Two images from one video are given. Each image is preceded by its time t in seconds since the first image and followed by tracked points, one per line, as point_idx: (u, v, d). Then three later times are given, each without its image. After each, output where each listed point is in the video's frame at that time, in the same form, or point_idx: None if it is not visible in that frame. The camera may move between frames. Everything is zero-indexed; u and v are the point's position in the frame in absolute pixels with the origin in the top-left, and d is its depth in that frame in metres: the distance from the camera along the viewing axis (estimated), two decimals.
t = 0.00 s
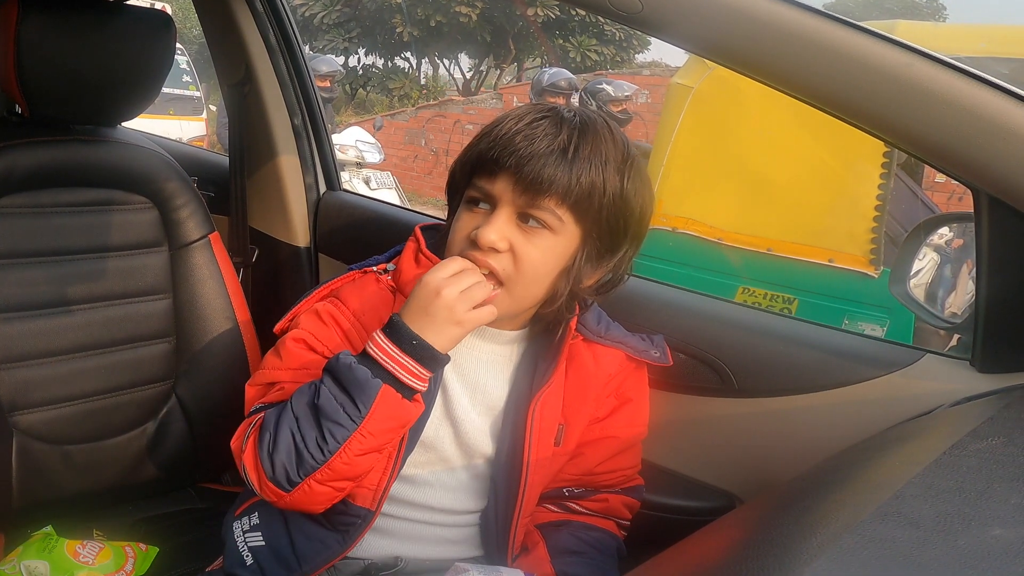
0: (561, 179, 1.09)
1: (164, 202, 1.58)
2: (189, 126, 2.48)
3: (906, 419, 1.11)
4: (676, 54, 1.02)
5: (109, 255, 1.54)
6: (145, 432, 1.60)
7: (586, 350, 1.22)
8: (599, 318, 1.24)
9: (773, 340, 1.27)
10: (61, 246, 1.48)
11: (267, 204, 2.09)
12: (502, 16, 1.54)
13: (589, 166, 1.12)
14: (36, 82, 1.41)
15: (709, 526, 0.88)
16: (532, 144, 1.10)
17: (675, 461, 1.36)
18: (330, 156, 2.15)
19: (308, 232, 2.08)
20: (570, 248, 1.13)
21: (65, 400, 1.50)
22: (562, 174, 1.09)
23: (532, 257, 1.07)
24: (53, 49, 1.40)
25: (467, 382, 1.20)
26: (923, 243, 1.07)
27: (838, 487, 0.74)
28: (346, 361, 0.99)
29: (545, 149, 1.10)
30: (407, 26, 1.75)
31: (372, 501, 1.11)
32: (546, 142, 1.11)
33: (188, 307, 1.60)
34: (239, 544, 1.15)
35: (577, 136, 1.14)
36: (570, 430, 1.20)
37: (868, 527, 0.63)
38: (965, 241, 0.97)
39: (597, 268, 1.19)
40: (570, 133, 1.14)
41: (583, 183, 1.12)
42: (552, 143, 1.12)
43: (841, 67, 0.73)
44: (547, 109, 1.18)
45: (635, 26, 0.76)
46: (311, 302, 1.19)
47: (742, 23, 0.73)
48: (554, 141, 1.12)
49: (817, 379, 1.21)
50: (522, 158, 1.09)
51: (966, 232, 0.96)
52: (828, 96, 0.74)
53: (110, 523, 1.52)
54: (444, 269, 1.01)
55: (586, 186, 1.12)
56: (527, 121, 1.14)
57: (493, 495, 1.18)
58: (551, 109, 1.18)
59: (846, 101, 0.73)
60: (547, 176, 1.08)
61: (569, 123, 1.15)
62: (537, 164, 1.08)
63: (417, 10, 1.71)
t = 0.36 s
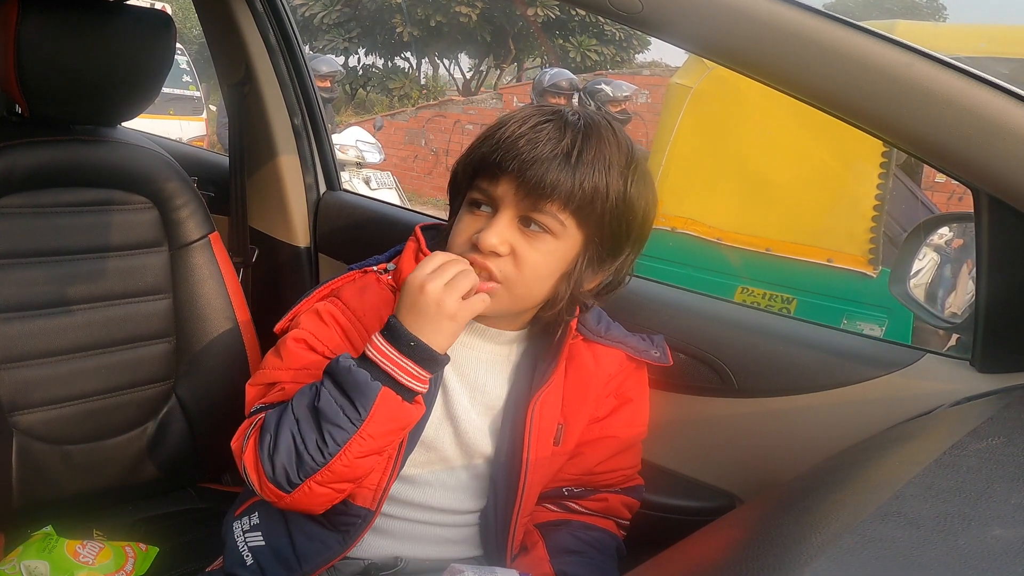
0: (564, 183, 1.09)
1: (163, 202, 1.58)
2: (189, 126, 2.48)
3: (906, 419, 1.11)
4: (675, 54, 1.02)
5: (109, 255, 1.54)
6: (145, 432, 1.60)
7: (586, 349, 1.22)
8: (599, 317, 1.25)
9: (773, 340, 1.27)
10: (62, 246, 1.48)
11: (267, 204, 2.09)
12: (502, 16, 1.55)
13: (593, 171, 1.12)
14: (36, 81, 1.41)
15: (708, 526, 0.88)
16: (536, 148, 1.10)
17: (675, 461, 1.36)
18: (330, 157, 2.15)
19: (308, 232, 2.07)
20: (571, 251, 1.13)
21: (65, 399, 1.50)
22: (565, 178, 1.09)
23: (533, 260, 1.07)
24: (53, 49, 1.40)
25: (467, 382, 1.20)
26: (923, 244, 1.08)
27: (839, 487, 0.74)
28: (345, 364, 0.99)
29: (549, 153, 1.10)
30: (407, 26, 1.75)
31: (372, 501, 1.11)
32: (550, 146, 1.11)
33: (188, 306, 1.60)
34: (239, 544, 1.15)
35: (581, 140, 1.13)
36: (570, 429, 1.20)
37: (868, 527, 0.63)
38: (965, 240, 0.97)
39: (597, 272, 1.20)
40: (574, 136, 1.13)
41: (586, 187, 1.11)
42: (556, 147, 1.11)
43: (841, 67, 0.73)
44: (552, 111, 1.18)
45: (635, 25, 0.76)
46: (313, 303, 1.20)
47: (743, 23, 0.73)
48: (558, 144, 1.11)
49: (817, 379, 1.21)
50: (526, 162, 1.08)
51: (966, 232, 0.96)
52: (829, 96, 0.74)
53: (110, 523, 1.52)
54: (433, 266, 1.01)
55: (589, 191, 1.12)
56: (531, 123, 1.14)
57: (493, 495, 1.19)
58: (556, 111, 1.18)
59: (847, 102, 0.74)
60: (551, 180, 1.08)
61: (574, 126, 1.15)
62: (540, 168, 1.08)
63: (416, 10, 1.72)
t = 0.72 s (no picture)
0: (589, 217, 1.07)
1: (163, 202, 1.58)
2: (189, 127, 2.50)
3: (907, 418, 1.11)
4: (675, 54, 1.02)
5: (109, 255, 1.54)
6: (145, 431, 1.60)
7: (588, 350, 1.21)
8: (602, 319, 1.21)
9: (772, 340, 1.27)
10: (62, 246, 1.48)
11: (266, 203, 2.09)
12: (502, 17, 1.61)
13: (622, 206, 1.09)
14: (35, 82, 1.41)
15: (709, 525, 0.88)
16: (568, 176, 1.06)
17: (675, 461, 1.36)
18: (330, 157, 2.14)
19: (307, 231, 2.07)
20: (581, 280, 1.12)
21: (65, 399, 1.50)
22: (591, 213, 1.07)
23: (542, 289, 1.07)
24: (52, 49, 1.40)
25: (467, 382, 1.20)
26: (923, 244, 1.08)
27: (839, 488, 0.74)
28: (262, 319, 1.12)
29: (581, 184, 1.07)
30: (408, 26, 1.82)
31: (354, 494, 1.11)
32: (583, 176, 1.07)
33: (188, 306, 1.60)
34: (236, 542, 1.16)
35: (617, 171, 1.09)
36: (570, 429, 1.20)
37: (869, 527, 0.63)
38: (966, 239, 0.97)
39: (606, 299, 1.19)
40: (610, 166, 1.09)
41: (611, 222, 1.09)
42: (589, 177, 1.07)
43: (842, 68, 0.73)
44: (589, 129, 1.13)
45: (635, 26, 0.76)
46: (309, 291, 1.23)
47: (745, 25, 0.73)
48: (593, 176, 1.08)
49: (817, 379, 1.21)
50: (555, 193, 1.05)
51: (966, 232, 0.96)
52: (831, 97, 0.74)
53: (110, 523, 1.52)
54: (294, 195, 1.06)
55: (614, 226, 1.09)
56: (568, 144, 1.09)
57: (492, 496, 1.19)
58: (594, 130, 1.13)
59: (848, 103, 0.74)
60: (576, 214, 1.06)
61: (611, 151, 1.10)
62: (569, 201, 1.05)
63: (416, 10, 1.78)
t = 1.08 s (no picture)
0: (571, 208, 1.06)
1: (164, 202, 1.57)
2: (189, 127, 2.51)
3: (907, 419, 1.11)
4: (675, 54, 1.02)
5: (109, 255, 1.54)
6: (145, 431, 1.60)
7: (592, 352, 1.21)
8: (606, 318, 1.21)
9: (772, 341, 1.27)
10: (62, 246, 1.48)
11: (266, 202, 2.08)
12: (502, 16, 1.64)
13: (605, 195, 1.08)
14: (35, 81, 1.41)
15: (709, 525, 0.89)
16: (548, 168, 1.06)
17: (676, 462, 1.36)
18: (330, 156, 2.14)
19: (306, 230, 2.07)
20: (572, 273, 1.11)
21: (65, 399, 1.50)
22: (574, 203, 1.06)
23: (530, 283, 1.06)
24: (52, 48, 1.40)
25: (470, 384, 1.19)
26: (923, 244, 1.09)
27: (839, 488, 0.74)
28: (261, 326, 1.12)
29: (562, 176, 1.06)
30: (408, 26, 1.85)
31: (351, 498, 1.11)
32: (563, 169, 1.07)
33: (188, 306, 1.60)
34: (236, 545, 1.16)
35: (596, 161, 1.09)
36: (573, 431, 1.19)
37: (868, 527, 0.63)
38: (968, 240, 0.97)
39: (601, 293, 1.17)
40: (589, 157, 1.09)
41: (595, 212, 1.08)
42: (569, 170, 1.07)
43: (844, 68, 0.73)
44: (570, 123, 1.13)
45: (636, 26, 0.76)
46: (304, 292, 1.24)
47: (747, 25, 0.73)
48: (572, 167, 1.07)
49: (816, 379, 1.21)
50: (534, 186, 1.05)
51: (966, 232, 0.97)
52: (830, 96, 0.74)
53: (110, 522, 1.52)
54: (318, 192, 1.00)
55: (598, 215, 1.09)
56: (546, 138, 1.09)
57: (492, 496, 1.20)
58: (574, 124, 1.13)
59: (850, 104, 0.74)
60: (559, 206, 1.05)
61: (591, 143, 1.10)
62: (550, 193, 1.05)
63: (417, 10, 1.81)
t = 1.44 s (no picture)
0: (575, 195, 1.06)
1: (163, 202, 1.57)
2: (189, 127, 2.51)
3: (907, 418, 1.10)
4: (675, 53, 1.02)
5: (109, 255, 1.54)
6: (145, 431, 1.60)
7: (587, 350, 1.21)
8: (601, 317, 1.22)
9: (770, 340, 1.27)
10: (62, 246, 1.48)
11: (266, 202, 2.07)
12: (502, 16, 1.77)
13: (606, 182, 1.09)
14: (35, 81, 1.41)
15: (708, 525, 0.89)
16: (550, 158, 1.06)
17: (676, 462, 1.36)
18: (330, 156, 2.13)
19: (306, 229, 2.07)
20: (577, 262, 1.11)
21: (66, 399, 1.50)
22: (578, 191, 1.06)
23: (538, 273, 1.06)
24: (52, 48, 1.40)
25: (467, 382, 1.19)
26: (922, 244, 1.09)
27: (839, 488, 0.74)
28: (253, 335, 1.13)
29: (564, 165, 1.06)
30: (408, 25, 1.96)
31: (349, 496, 1.11)
32: (564, 158, 1.07)
33: (189, 305, 1.61)
34: (235, 544, 1.16)
35: (595, 149, 1.09)
36: (569, 429, 1.19)
37: (867, 527, 0.63)
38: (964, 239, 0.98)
39: (604, 281, 1.18)
40: (587, 146, 1.09)
41: (597, 200, 1.09)
42: (569, 159, 1.07)
43: (844, 68, 0.73)
44: (564, 115, 1.13)
45: (637, 26, 0.76)
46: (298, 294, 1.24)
47: (748, 25, 0.73)
48: (572, 156, 1.07)
49: (816, 379, 1.21)
50: (538, 175, 1.05)
51: (966, 232, 0.97)
52: (830, 95, 0.74)
53: (110, 522, 1.52)
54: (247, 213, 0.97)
55: (601, 203, 1.09)
56: (543, 130, 1.10)
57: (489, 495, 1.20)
58: (567, 116, 1.13)
59: (850, 104, 0.74)
60: (564, 195, 1.05)
61: (588, 133, 1.11)
62: (554, 182, 1.05)
63: (417, 10, 1.92)
